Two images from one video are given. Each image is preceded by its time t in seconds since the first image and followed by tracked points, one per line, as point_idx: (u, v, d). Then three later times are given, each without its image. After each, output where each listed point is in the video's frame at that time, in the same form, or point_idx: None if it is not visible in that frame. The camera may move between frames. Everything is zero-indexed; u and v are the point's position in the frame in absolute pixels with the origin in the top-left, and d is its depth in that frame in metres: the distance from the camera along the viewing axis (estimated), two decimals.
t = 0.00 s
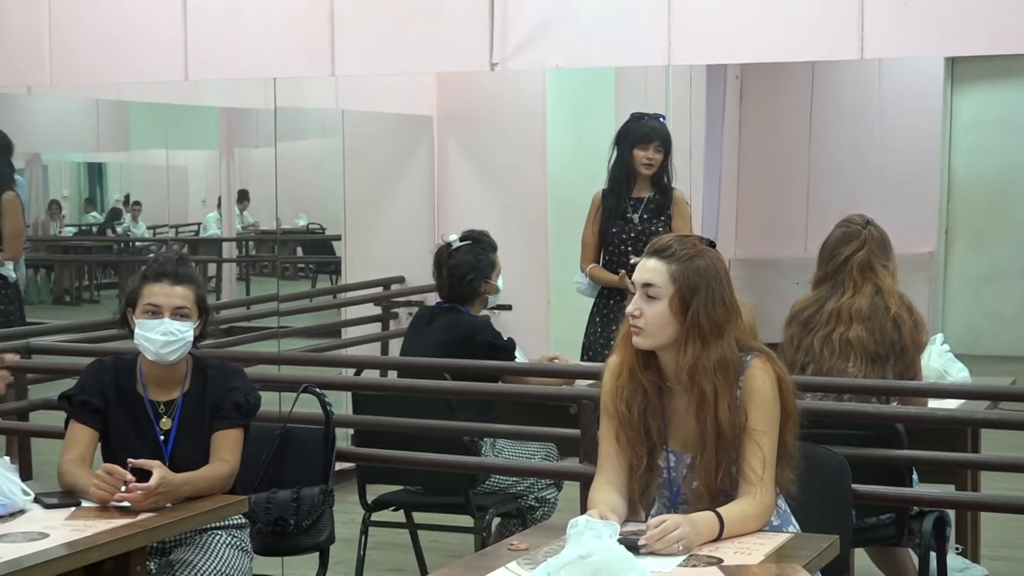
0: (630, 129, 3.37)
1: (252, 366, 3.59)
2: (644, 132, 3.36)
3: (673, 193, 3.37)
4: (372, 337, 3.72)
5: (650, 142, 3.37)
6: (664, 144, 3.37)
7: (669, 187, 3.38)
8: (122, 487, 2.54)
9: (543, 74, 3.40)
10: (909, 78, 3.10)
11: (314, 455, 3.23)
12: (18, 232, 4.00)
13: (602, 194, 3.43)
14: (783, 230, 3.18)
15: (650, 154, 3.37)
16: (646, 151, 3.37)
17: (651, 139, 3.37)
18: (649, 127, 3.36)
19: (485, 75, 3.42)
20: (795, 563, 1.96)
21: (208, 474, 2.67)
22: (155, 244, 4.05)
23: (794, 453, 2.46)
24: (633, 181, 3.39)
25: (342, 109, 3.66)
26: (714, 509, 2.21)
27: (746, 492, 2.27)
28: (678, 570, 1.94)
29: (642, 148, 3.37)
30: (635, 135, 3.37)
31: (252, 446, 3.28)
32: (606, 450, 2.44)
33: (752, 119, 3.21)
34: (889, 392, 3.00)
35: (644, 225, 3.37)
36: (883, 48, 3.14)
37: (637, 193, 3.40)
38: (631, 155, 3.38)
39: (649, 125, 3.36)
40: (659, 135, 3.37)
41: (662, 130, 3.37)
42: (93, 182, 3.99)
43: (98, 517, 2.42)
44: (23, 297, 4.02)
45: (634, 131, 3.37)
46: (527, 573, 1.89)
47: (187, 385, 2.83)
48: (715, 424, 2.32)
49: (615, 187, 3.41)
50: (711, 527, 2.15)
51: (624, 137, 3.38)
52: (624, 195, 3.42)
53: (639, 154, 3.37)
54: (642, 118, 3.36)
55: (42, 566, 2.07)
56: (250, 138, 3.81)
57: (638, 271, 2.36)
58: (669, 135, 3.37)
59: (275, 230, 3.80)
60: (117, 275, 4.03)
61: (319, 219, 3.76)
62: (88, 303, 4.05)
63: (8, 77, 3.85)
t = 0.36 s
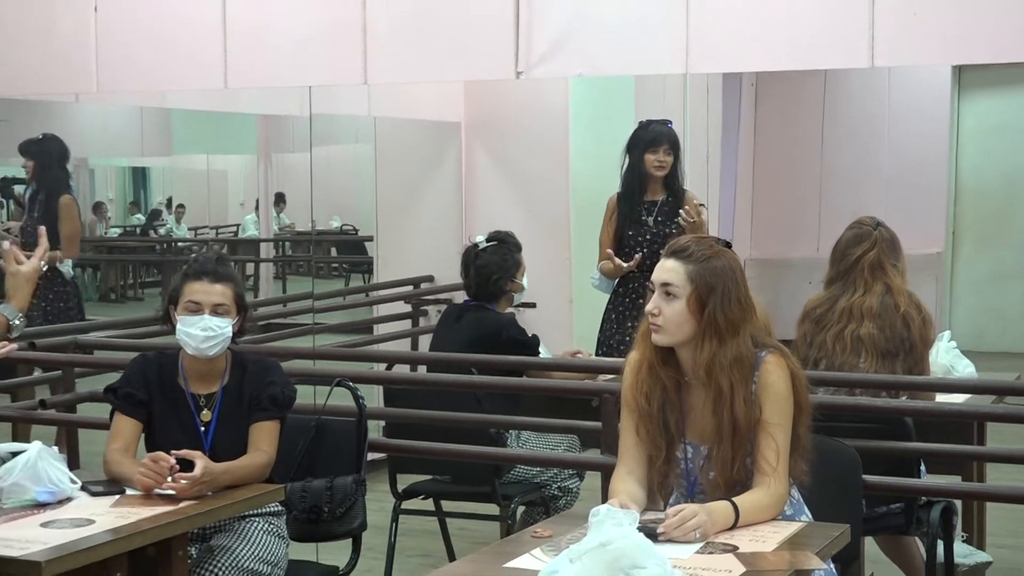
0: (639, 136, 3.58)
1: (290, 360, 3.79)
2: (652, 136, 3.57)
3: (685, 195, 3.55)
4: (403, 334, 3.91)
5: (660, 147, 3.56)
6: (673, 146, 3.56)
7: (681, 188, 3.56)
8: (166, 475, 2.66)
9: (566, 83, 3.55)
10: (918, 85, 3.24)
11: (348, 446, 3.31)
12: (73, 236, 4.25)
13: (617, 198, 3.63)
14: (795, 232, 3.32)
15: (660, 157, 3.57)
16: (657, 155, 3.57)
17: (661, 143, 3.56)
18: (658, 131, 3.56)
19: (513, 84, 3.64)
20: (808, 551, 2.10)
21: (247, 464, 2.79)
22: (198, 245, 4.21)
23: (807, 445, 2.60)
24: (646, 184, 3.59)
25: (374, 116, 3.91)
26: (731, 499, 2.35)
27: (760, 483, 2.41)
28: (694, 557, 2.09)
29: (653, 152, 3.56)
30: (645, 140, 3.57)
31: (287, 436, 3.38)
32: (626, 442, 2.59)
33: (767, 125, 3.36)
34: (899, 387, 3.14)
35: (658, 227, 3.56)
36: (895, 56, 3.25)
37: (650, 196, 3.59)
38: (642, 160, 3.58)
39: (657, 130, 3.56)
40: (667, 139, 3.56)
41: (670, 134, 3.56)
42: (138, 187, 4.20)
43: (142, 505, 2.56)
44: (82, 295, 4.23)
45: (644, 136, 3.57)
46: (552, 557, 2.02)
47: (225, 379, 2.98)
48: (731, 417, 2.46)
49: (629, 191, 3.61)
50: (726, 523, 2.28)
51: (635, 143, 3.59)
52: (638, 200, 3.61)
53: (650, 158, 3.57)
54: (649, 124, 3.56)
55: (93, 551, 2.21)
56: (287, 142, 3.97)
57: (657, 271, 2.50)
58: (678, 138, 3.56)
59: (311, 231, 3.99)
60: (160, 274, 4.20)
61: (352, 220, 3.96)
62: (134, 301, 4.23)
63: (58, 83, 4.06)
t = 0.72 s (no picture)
0: (652, 144, 3.70)
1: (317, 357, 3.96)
2: (663, 144, 3.69)
3: (695, 198, 3.69)
4: (424, 332, 4.08)
5: (671, 153, 3.69)
6: (684, 154, 3.69)
7: (691, 191, 3.69)
8: (198, 464, 2.82)
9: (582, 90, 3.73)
10: (919, 92, 3.39)
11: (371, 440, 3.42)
12: (112, 238, 4.42)
13: (631, 204, 3.77)
14: (801, 234, 3.45)
15: (672, 164, 3.70)
16: (668, 162, 3.70)
17: (672, 151, 3.69)
18: (668, 141, 3.68)
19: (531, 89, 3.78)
20: (813, 540, 2.24)
21: (275, 454, 2.95)
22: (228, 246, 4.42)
23: (813, 439, 2.73)
24: (658, 190, 3.73)
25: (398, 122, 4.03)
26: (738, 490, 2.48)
27: (767, 475, 2.54)
28: (702, 545, 2.22)
29: (664, 159, 3.69)
30: (658, 147, 3.69)
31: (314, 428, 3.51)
32: (639, 434, 2.73)
33: (774, 130, 3.47)
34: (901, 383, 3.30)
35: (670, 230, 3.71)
36: (895, 69, 3.45)
37: (662, 201, 3.73)
38: (654, 168, 3.71)
39: (668, 138, 3.68)
40: (677, 146, 3.69)
41: (681, 142, 3.68)
42: (172, 190, 4.40)
43: (180, 493, 2.71)
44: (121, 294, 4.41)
45: (656, 145, 3.69)
46: (565, 546, 2.15)
47: (256, 374, 3.13)
48: (739, 411, 2.60)
49: (642, 198, 3.75)
50: (734, 512, 2.42)
51: (647, 152, 3.72)
52: (650, 205, 3.76)
53: (662, 165, 3.70)
54: (660, 132, 3.68)
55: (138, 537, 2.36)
56: (313, 148, 4.17)
57: (669, 271, 2.65)
58: (687, 145, 3.68)
59: (337, 233, 4.18)
60: (194, 273, 4.40)
61: (377, 222, 4.16)
62: (169, 300, 4.34)
63: (98, 90, 4.28)
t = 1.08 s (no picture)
0: (666, 149, 3.87)
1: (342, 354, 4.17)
2: (677, 149, 3.86)
3: (712, 199, 3.85)
4: (444, 330, 4.35)
5: (685, 157, 3.87)
6: (698, 157, 3.87)
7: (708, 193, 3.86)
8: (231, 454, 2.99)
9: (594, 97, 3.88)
10: (919, 99, 3.52)
11: (393, 431, 3.56)
12: (143, 239, 4.58)
13: (651, 207, 3.94)
14: (804, 236, 3.61)
15: (687, 167, 3.88)
16: (683, 165, 3.88)
17: (686, 155, 3.87)
18: (682, 145, 3.84)
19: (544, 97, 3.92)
20: (816, 529, 2.36)
21: (301, 447, 3.09)
22: (257, 247, 4.53)
23: (815, 433, 2.89)
24: (675, 192, 3.90)
25: (418, 128, 4.28)
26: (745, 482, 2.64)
27: (773, 466, 2.70)
28: (711, 534, 2.35)
29: (679, 163, 3.87)
30: (672, 153, 3.87)
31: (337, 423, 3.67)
32: (649, 427, 2.88)
33: (778, 137, 3.64)
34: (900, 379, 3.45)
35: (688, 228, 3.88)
36: (898, 76, 3.57)
37: (681, 202, 3.90)
38: (670, 171, 3.89)
39: (682, 143, 3.84)
40: (691, 150, 3.86)
41: (694, 146, 3.85)
42: (203, 194, 4.51)
43: (215, 484, 2.88)
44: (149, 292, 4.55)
45: (670, 150, 3.87)
46: (577, 535, 2.29)
47: (282, 369, 3.30)
48: (745, 406, 2.75)
49: (660, 200, 3.92)
50: (742, 502, 2.56)
51: (663, 156, 3.90)
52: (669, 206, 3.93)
53: (677, 168, 3.88)
54: (672, 138, 3.84)
55: (171, 524, 2.49)
56: (337, 153, 4.33)
57: (678, 271, 2.80)
58: (701, 149, 3.85)
59: (361, 234, 4.36)
60: (223, 273, 4.50)
61: (397, 224, 4.37)
62: (200, 299, 4.52)
63: (135, 98, 4.48)
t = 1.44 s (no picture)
0: (681, 155, 3.98)
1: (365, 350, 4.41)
2: (691, 155, 3.97)
3: (727, 202, 3.94)
4: (459, 327, 4.47)
5: (699, 163, 3.97)
6: (711, 162, 3.96)
7: (722, 196, 3.95)
8: (253, 446, 3.18)
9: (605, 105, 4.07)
10: (916, 106, 3.68)
11: (410, 424, 3.68)
12: (169, 241, 4.77)
13: (668, 210, 4.04)
14: (805, 238, 3.78)
15: (701, 173, 3.98)
16: (697, 171, 3.98)
17: (700, 160, 3.96)
18: (697, 151, 3.96)
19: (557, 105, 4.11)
20: (817, 519, 2.51)
21: (322, 439, 3.27)
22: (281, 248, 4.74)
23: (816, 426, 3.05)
24: (690, 197, 3.99)
25: (435, 134, 4.43)
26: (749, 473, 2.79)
27: (775, 458, 2.85)
28: (716, 523, 2.50)
29: (693, 169, 3.98)
30: (686, 159, 3.97)
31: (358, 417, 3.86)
32: (656, 421, 3.05)
33: (780, 142, 3.79)
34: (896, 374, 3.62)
35: (703, 230, 3.95)
36: (897, 84, 3.73)
37: (696, 205, 3.99)
38: (684, 177, 3.99)
39: (695, 149, 3.96)
40: (704, 156, 3.96)
41: (707, 152, 3.95)
42: (230, 197, 4.72)
43: (245, 473, 3.05)
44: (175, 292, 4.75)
45: (685, 156, 3.98)
46: (588, 523, 2.46)
47: (306, 364, 3.47)
48: (749, 401, 2.91)
49: (676, 204, 4.01)
50: (745, 491, 2.71)
51: (678, 162, 3.99)
52: (686, 209, 4.01)
53: (691, 174, 3.98)
54: (688, 144, 3.96)
55: (199, 512, 2.66)
56: (359, 158, 4.49)
57: (685, 271, 2.97)
58: (714, 154, 3.95)
59: (380, 236, 4.53)
60: (249, 273, 4.72)
61: (415, 226, 4.55)
62: (227, 297, 4.74)
63: (162, 108, 4.76)
